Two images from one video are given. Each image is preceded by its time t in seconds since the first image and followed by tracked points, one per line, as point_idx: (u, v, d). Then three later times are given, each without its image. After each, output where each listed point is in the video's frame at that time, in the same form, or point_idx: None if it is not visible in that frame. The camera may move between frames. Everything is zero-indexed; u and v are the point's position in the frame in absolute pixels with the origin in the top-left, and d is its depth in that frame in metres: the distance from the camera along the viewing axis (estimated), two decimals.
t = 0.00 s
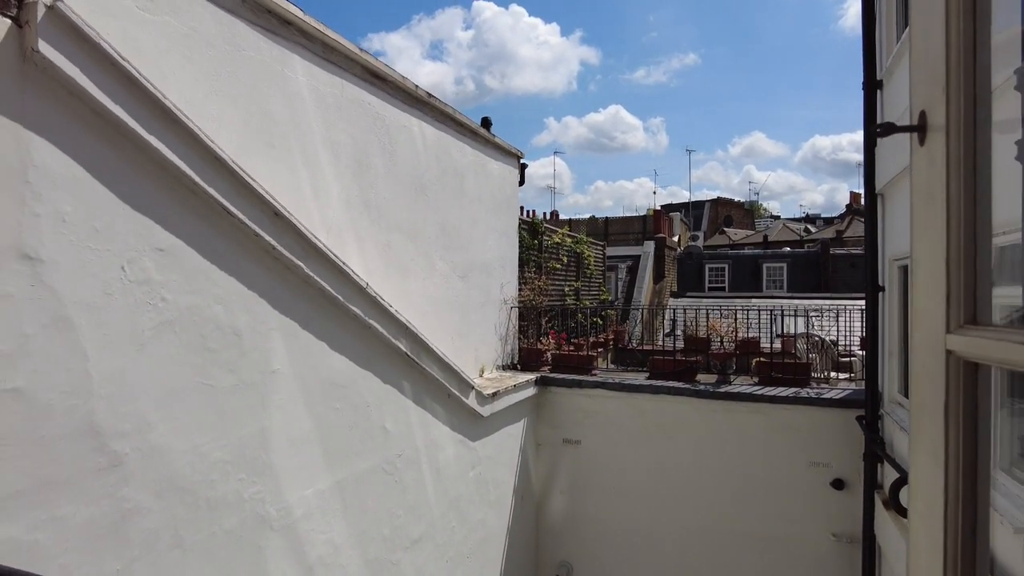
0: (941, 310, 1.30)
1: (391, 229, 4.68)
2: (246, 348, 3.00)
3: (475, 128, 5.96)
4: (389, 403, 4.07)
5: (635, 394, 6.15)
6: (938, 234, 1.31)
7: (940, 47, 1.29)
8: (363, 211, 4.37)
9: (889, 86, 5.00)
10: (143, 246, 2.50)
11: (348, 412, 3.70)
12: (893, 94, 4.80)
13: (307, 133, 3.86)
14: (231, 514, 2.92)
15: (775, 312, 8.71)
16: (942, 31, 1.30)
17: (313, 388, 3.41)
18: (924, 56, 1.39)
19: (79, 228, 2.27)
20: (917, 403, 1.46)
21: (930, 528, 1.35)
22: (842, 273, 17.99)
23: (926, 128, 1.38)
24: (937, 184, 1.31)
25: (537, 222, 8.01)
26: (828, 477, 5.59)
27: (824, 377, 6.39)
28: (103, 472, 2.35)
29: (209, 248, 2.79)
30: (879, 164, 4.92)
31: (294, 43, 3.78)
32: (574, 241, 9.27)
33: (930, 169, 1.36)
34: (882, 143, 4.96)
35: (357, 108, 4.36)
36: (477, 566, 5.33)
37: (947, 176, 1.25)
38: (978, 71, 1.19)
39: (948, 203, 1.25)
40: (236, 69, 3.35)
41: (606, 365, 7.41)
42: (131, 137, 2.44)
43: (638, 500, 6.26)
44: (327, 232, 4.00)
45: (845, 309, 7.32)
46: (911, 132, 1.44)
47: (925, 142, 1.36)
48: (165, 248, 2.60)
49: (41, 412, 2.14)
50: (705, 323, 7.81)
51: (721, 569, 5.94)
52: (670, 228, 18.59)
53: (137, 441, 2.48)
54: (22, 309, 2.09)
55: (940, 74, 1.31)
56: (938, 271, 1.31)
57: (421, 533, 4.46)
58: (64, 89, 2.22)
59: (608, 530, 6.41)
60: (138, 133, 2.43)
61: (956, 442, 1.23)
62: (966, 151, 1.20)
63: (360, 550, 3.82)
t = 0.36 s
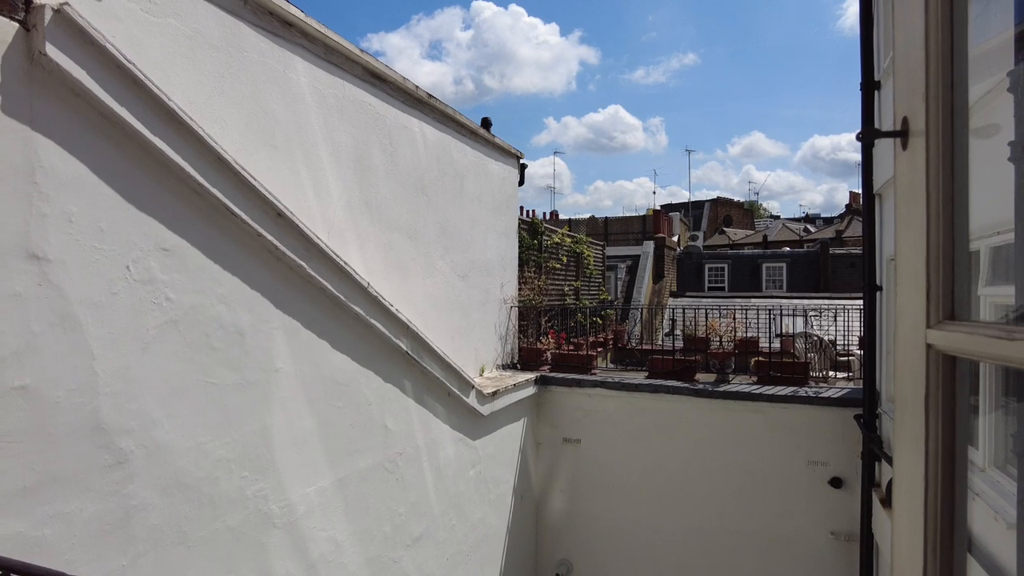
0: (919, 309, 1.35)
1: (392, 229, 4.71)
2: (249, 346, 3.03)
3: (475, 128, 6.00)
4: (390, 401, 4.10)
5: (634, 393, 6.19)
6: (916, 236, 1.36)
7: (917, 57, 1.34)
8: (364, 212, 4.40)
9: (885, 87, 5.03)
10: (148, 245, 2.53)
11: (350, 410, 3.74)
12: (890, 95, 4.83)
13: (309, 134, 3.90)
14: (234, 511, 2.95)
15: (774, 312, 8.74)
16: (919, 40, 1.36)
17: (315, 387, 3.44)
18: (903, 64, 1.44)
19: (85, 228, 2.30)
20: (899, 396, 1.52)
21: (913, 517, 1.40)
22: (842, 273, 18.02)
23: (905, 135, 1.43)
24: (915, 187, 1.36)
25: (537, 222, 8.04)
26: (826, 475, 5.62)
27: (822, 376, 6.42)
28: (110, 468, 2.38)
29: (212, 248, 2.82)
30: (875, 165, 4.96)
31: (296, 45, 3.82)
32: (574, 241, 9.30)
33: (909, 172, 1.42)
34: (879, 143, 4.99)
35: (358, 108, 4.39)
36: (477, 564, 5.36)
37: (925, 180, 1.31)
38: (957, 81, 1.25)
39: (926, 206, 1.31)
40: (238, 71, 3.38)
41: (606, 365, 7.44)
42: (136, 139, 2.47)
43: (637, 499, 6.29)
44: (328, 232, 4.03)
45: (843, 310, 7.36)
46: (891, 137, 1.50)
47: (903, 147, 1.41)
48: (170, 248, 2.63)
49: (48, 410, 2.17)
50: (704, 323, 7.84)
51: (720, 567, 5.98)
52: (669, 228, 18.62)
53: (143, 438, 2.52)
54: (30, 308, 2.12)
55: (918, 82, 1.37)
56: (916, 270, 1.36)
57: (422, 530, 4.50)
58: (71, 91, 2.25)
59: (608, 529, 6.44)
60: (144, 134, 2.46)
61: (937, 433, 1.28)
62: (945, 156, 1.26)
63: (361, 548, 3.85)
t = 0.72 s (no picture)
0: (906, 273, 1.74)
1: (396, 226, 4.79)
2: (261, 339, 3.11)
3: (478, 128, 6.09)
4: (396, 395, 4.18)
5: (634, 390, 6.28)
6: (904, 215, 1.73)
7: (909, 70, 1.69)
8: (370, 209, 4.48)
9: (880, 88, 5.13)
10: (166, 239, 2.61)
11: (357, 403, 3.81)
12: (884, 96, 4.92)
13: (317, 133, 3.97)
14: (246, 499, 3.03)
15: (771, 310, 8.84)
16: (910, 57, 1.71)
17: (324, 379, 3.52)
18: (897, 73, 1.78)
19: (107, 222, 2.37)
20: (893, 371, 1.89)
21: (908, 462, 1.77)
22: (838, 273, 18.11)
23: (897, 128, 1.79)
24: (904, 176, 1.73)
25: (537, 221, 8.12)
26: (822, 470, 5.71)
27: (819, 373, 6.52)
28: (129, 455, 2.46)
29: (226, 242, 2.90)
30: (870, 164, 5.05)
31: (304, 45, 3.89)
32: (573, 240, 9.38)
33: (898, 163, 1.79)
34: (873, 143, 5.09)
35: (365, 108, 4.47)
36: (479, 557, 5.44)
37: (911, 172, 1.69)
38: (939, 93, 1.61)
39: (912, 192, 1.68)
40: (250, 70, 3.45)
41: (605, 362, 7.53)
42: (155, 136, 2.55)
43: (637, 494, 6.38)
44: (335, 228, 4.10)
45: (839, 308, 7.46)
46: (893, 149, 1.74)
47: (892, 143, 1.78)
48: (186, 242, 2.71)
49: (71, 396, 2.24)
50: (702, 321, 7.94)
51: (719, 560, 6.07)
52: (667, 228, 18.73)
53: (160, 427, 2.59)
54: (55, 298, 2.20)
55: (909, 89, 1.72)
56: (903, 242, 1.74)
57: (426, 522, 4.57)
58: (95, 90, 2.33)
59: (607, 523, 6.53)
60: (163, 132, 2.54)
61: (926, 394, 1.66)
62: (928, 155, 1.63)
63: (368, 538, 3.93)
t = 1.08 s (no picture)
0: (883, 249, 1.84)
1: (399, 223, 4.90)
2: (273, 329, 3.22)
3: (477, 128, 6.21)
4: (400, 387, 4.29)
5: (629, 384, 6.41)
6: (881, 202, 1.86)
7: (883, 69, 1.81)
8: (373, 206, 4.58)
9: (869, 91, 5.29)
10: (185, 232, 2.72)
11: (363, 393, 3.92)
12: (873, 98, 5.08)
13: (324, 131, 4.08)
14: (258, 484, 3.13)
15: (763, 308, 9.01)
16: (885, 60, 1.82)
17: (332, 370, 3.63)
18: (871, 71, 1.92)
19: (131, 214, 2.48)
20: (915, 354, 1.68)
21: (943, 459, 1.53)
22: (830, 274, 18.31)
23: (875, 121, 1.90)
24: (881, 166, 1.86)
25: (534, 220, 8.25)
26: (813, 463, 5.85)
27: (809, 369, 6.68)
28: (150, 439, 2.56)
29: (241, 235, 3.01)
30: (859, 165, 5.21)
31: (312, 46, 4.00)
32: (569, 239, 9.52)
33: (877, 154, 1.92)
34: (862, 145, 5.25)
35: (369, 107, 4.59)
36: (478, 548, 5.55)
37: (885, 161, 1.84)
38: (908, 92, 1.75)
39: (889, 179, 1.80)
40: (261, 69, 3.56)
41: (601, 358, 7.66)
42: (176, 132, 2.66)
43: (632, 487, 6.51)
44: (341, 223, 4.22)
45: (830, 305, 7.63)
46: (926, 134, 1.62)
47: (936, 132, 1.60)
48: (204, 234, 2.81)
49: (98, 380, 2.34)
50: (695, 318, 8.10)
51: (712, 552, 6.21)
52: (659, 229, 18.90)
53: (179, 412, 2.70)
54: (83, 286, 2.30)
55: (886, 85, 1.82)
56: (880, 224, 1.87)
57: (427, 512, 4.68)
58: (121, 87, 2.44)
59: (603, 516, 6.65)
60: (184, 128, 2.65)
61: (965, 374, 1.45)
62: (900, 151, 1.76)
63: (372, 526, 4.04)
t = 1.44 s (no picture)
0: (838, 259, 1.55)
1: (392, 220, 4.98)
2: (271, 322, 3.30)
3: (468, 127, 6.29)
4: (395, 380, 4.38)
5: (618, 380, 6.52)
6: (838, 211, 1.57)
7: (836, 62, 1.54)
8: (367, 204, 4.67)
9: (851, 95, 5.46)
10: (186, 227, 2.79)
11: (358, 386, 4.00)
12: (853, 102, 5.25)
13: (319, 129, 4.15)
14: (257, 474, 3.21)
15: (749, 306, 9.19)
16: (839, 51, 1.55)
17: (328, 363, 3.71)
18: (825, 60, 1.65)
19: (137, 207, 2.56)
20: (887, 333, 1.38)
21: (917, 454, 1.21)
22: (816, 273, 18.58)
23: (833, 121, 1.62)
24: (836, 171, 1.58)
25: (525, 218, 8.35)
26: (799, 455, 5.98)
27: (794, 364, 6.84)
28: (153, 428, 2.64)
29: (240, 230, 3.09)
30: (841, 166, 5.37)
31: (308, 46, 4.07)
32: (559, 237, 9.63)
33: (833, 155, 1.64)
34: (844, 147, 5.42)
35: (364, 107, 4.67)
36: (470, 540, 5.64)
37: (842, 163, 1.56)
38: (861, 86, 1.46)
39: (846, 183, 1.52)
40: (259, 68, 3.63)
41: (591, 355, 7.77)
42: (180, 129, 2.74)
43: (621, 481, 6.62)
44: (336, 219, 4.29)
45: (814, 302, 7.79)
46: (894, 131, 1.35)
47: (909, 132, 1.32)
48: (204, 229, 2.89)
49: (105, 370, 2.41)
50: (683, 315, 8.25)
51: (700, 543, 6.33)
52: (648, 229, 19.10)
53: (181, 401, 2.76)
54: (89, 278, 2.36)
55: (840, 78, 1.55)
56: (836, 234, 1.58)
57: (421, 504, 4.77)
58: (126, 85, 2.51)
59: (593, 509, 6.76)
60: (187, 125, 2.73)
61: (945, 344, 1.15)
62: (855, 153, 1.48)
63: (367, 517, 4.12)
